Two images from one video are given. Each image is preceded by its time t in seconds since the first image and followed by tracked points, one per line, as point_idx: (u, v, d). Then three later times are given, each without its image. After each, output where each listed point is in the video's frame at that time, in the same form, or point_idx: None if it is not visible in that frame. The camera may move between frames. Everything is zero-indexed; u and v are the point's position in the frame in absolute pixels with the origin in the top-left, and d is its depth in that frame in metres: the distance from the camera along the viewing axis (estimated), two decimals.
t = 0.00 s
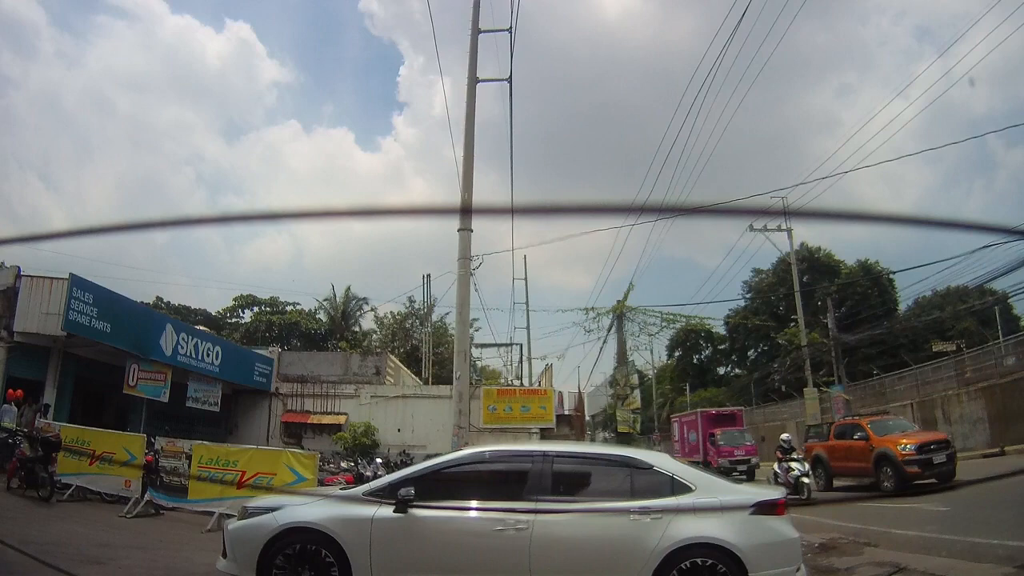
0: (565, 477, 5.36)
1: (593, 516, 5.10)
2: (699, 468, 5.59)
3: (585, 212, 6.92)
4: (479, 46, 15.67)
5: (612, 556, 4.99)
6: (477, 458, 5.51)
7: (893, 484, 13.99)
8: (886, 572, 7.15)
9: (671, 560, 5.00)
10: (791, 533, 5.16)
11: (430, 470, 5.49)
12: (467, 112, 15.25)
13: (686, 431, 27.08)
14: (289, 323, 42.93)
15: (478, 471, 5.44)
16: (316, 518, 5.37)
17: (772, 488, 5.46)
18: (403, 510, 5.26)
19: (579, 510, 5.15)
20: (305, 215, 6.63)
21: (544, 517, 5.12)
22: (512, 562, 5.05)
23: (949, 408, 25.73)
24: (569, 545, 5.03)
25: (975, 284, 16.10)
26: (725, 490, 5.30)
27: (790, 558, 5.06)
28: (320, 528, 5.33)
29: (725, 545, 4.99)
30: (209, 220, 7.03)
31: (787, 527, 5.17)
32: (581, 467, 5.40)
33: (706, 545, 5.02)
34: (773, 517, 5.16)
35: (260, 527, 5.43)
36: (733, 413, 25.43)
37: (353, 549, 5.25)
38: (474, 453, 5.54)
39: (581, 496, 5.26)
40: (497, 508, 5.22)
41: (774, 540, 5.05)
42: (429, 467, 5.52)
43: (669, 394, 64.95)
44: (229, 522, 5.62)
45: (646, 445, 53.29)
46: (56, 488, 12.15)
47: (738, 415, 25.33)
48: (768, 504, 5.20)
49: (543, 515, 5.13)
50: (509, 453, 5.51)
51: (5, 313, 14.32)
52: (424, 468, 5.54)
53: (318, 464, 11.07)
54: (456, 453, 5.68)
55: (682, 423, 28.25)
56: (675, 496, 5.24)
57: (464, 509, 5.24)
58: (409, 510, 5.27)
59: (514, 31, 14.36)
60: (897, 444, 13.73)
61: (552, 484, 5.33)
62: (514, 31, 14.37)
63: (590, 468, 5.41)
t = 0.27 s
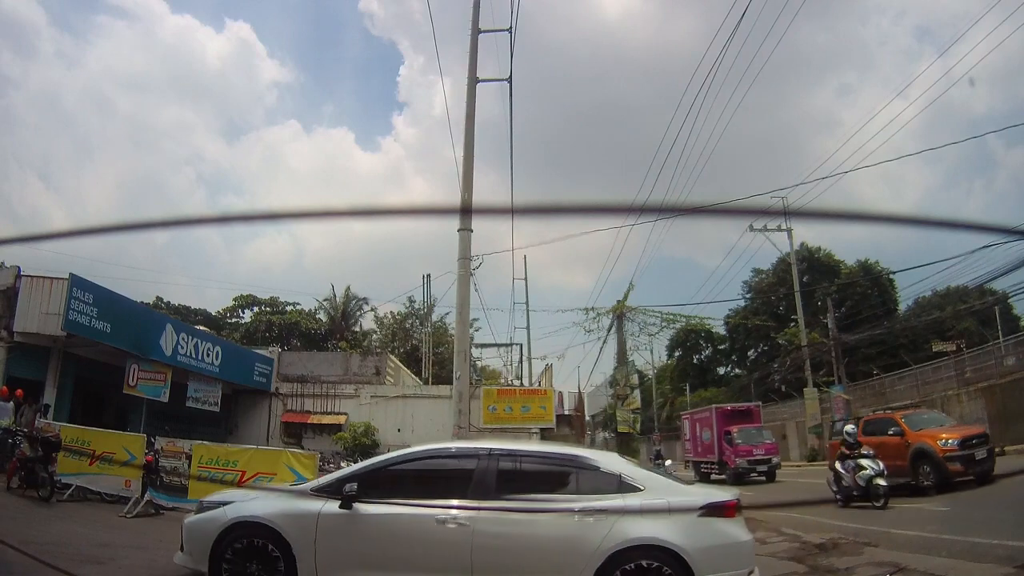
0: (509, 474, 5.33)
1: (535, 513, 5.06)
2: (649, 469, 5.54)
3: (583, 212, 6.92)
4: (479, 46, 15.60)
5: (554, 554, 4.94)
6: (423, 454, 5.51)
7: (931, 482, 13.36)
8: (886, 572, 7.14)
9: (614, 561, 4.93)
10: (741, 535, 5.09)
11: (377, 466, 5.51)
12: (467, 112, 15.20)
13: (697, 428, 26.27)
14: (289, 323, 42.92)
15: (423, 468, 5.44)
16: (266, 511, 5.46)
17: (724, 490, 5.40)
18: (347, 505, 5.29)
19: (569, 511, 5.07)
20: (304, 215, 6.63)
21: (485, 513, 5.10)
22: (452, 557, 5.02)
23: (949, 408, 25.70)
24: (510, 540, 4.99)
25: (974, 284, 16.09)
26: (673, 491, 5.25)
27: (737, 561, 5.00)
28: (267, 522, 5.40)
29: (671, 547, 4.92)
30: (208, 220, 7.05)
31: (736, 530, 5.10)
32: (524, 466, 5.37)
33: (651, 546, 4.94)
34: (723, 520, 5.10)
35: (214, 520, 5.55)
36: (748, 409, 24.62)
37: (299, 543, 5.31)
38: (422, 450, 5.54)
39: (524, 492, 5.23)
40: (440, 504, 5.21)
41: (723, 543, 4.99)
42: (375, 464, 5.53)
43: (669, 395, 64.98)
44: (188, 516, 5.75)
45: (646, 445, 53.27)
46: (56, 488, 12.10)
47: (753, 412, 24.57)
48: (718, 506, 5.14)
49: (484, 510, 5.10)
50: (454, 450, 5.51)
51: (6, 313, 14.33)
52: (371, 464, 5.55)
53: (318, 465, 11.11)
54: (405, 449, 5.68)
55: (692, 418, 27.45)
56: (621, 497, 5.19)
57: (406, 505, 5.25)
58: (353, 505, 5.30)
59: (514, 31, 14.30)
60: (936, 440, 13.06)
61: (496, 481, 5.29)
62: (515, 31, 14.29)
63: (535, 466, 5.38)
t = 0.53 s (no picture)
0: (455, 472, 5.35)
1: (480, 511, 5.07)
2: (597, 468, 5.53)
3: (582, 213, 6.94)
4: (479, 46, 15.51)
5: (496, 552, 4.94)
6: (371, 450, 5.53)
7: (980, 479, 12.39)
8: (886, 572, 7.14)
9: (557, 561, 4.92)
10: (689, 537, 5.08)
11: (326, 462, 5.54)
12: (467, 112, 15.18)
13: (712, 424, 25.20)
14: (289, 323, 42.91)
15: (371, 465, 5.46)
16: (220, 506, 5.55)
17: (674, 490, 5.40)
18: (295, 500, 5.34)
19: (560, 510, 5.06)
20: (303, 214, 6.64)
21: (428, 510, 5.12)
22: (394, 554, 5.05)
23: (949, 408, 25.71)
24: (457, 538, 5.00)
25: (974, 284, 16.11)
26: (621, 492, 5.23)
27: (684, 563, 4.99)
28: (219, 517, 5.49)
29: (617, 548, 4.90)
30: (209, 220, 7.06)
31: (683, 531, 5.09)
32: (470, 463, 5.38)
33: (595, 547, 4.92)
34: (671, 521, 5.09)
35: (171, 514, 5.66)
36: (766, 403, 23.52)
37: (249, 538, 5.38)
38: (371, 446, 5.57)
39: (469, 490, 5.24)
40: (386, 501, 5.23)
41: (670, 544, 4.97)
42: (324, 459, 5.57)
43: (669, 395, 65.04)
44: (150, 509, 5.88)
45: (646, 445, 53.28)
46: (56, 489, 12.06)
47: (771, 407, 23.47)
48: (667, 508, 5.13)
49: (428, 508, 5.12)
50: (403, 447, 5.53)
51: (6, 313, 14.33)
52: (320, 460, 5.59)
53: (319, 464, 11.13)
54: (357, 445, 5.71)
55: (704, 415, 26.42)
56: (567, 496, 5.17)
57: (352, 500, 5.29)
58: (300, 500, 5.35)
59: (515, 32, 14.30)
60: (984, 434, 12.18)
61: (442, 478, 5.31)
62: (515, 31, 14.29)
63: (482, 463, 5.38)
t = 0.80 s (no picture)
0: (401, 469, 5.34)
1: (424, 509, 5.07)
2: (544, 468, 5.50)
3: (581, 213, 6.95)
4: (479, 46, 15.49)
5: (439, 549, 4.94)
6: (322, 446, 5.55)
7: None
8: (886, 573, 7.13)
9: (498, 561, 4.91)
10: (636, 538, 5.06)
11: (277, 457, 5.57)
12: (466, 112, 15.17)
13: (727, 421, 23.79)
14: (289, 323, 42.92)
15: (321, 461, 5.47)
16: (175, 500, 5.60)
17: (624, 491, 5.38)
18: (245, 496, 5.38)
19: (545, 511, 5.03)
20: (302, 215, 6.65)
21: (373, 506, 5.14)
22: (339, 550, 5.08)
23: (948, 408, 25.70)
24: (403, 535, 5.01)
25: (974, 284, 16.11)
26: (566, 492, 5.21)
27: (629, 566, 4.97)
28: (174, 511, 5.55)
29: (560, 548, 4.88)
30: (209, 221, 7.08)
31: (628, 532, 5.07)
32: (418, 460, 5.38)
33: (537, 548, 4.89)
34: (618, 523, 5.07)
35: (129, 509, 5.71)
36: (786, 397, 21.99)
37: (201, 532, 5.43)
38: (322, 442, 5.59)
39: (415, 486, 5.25)
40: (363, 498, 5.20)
41: (613, 546, 4.95)
42: (276, 455, 5.59)
43: (669, 395, 65.10)
44: (111, 504, 5.95)
45: (646, 445, 53.30)
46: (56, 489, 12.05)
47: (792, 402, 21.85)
48: (614, 509, 5.11)
49: (374, 504, 5.14)
50: (353, 444, 5.55)
51: (6, 313, 14.32)
52: (272, 456, 5.61)
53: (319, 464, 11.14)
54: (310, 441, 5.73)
55: (717, 411, 25.05)
56: (511, 495, 5.16)
57: (300, 495, 5.32)
58: (251, 495, 5.38)
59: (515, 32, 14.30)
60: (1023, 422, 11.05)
61: (389, 475, 5.32)
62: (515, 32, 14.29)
63: (433, 460, 5.39)
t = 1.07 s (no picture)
0: (348, 465, 5.46)
1: (369, 506, 5.18)
2: (492, 465, 5.57)
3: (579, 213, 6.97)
4: (479, 46, 15.47)
5: (381, 545, 5.08)
6: (275, 444, 5.68)
7: None
8: (886, 572, 7.14)
9: (440, 559, 5.01)
10: (579, 539, 5.13)
11: (233, 453, 5.70)
12: (467, 112, 15.15)
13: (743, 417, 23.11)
14: (289, 323, 42.89)
15: (271, 458, 5.60)
16: (137, 494, 5.79)
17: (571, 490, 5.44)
18: (201, 491, 5.54)
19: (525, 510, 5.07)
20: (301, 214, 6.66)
21: (320, 502, 5.27)
22: (286, 544, 5.24)
23: (949, 408, 25.69)
24: (349, 531, 5.15)
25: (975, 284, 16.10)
26: (510, 490, 5.28)
27: (571, 566, 5.05)
28: (135, 505, 5.73)
29: (500, 547, 4.96)
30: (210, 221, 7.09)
31: (572, 531, 5.15)
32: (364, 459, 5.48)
33: (478, 546, 4.98)
34: (562, 523, 5.14)
35: (95, 501, 5.93)
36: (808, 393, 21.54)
37: (160, 525, 5.61)
38: (275, 439, 5.71)
39: (361, 484, 5.36)
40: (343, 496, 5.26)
41: (555, 545, 5.02)
42: (232, 451, 5.73)
43: (669, 395, 65.09)
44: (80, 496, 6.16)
45: (646, 445, 53.27)
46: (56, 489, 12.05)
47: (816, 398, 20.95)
48: (558, 509, 5.17)
49: (320, 500, 5.28)
50: (303, 442, 5.66)
51: (6, 313, 14.31)
52: (229, 451, 5.76)
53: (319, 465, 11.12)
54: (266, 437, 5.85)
55: (731, 407, 24.39)
56: (456, 493, 5.24)
57: (253, 491, 5.47)
58: (207, 490, 5.55)
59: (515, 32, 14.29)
60: None
61: (337, 472, 5.44)
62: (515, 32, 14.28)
63: (383, 458, 5.48)
